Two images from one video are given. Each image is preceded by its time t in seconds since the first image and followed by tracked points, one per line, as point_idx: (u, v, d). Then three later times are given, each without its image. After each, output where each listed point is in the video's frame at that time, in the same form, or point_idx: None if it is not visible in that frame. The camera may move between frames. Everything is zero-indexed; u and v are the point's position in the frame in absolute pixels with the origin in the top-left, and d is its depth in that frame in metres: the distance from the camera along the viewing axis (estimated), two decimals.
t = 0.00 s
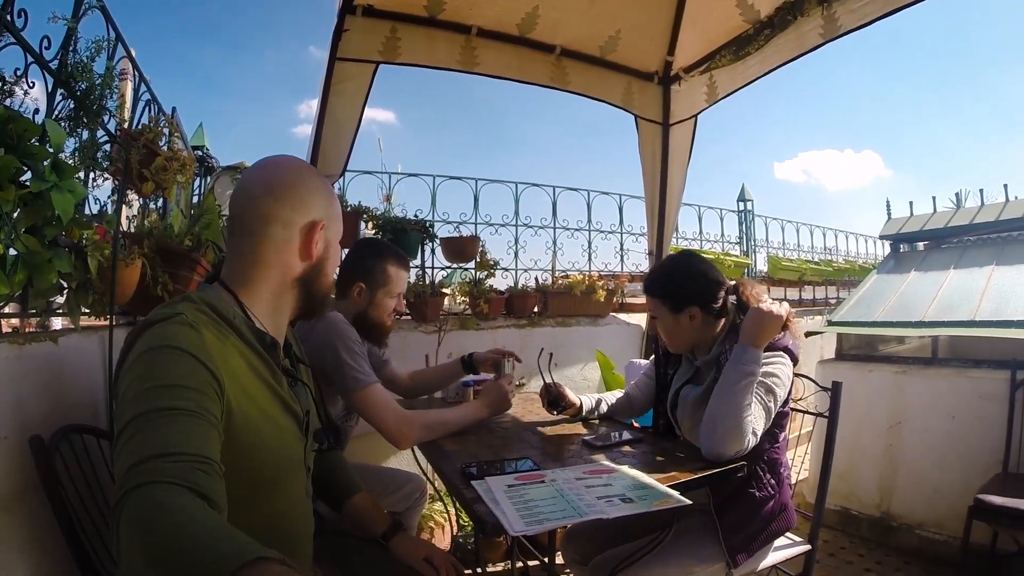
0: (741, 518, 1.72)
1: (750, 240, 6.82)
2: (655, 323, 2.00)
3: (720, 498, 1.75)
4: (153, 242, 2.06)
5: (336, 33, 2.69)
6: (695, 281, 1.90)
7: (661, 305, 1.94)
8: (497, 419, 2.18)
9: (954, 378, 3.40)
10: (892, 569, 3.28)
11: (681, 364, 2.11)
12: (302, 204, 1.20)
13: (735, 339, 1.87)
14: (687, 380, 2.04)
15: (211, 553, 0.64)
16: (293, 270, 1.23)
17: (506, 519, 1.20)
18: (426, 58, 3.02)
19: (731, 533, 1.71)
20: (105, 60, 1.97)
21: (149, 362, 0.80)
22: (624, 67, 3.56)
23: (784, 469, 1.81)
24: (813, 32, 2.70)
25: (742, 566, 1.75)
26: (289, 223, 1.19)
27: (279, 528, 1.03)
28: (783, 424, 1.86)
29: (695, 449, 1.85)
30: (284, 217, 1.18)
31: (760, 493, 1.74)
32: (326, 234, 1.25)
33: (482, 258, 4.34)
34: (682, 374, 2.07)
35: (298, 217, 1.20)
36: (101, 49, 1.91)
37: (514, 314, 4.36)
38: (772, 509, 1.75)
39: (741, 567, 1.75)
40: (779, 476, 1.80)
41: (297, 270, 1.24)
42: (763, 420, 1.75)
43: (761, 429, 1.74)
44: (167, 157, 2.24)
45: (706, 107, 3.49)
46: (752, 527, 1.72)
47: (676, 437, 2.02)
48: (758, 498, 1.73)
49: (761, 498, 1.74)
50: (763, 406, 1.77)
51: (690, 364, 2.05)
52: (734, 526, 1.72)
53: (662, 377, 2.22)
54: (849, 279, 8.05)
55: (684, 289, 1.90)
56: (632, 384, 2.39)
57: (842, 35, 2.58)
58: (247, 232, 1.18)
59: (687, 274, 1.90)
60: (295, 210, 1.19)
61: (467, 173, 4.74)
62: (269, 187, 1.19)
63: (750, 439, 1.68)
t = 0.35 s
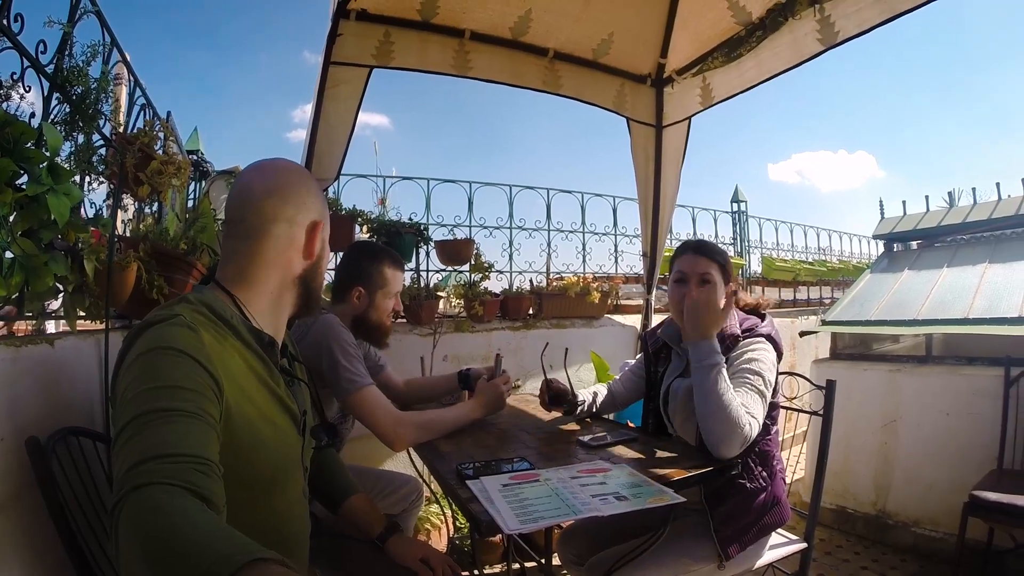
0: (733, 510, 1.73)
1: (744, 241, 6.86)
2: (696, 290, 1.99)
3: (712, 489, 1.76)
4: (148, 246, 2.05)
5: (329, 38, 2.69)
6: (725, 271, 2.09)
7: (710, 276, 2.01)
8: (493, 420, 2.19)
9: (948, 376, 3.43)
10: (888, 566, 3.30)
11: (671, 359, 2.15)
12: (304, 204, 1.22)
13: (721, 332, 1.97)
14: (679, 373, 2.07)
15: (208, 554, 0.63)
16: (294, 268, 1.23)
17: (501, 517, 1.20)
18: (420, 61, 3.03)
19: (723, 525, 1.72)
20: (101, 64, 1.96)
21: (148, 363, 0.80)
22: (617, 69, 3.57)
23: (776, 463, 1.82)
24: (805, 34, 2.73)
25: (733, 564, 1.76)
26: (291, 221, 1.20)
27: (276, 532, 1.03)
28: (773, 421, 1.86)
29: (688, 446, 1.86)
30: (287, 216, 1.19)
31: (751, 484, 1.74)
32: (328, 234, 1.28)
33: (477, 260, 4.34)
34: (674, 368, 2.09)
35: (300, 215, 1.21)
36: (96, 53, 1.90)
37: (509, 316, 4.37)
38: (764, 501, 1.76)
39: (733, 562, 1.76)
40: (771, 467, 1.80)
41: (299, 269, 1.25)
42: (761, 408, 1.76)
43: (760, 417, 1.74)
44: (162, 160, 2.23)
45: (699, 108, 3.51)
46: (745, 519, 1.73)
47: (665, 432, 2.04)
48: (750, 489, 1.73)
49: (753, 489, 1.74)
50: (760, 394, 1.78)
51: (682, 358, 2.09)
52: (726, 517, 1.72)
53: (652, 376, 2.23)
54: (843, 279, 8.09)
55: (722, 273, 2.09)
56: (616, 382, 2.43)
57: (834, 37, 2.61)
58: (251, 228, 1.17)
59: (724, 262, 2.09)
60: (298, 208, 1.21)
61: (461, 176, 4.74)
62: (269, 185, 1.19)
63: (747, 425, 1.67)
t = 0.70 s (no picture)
0: (730, 511, 1.72)
1: (743, 239, 6.86)
2: (659, 290, 2.12)
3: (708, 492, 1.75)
4: (146, 246, 2.05)
5: (327, 37, 2.68)
6: (703, 271, 2.13)
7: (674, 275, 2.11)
8: (492, 419, 2.18)
9: (948, 374, 3.43)
10: (889, 564, 3.30)
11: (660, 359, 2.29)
12: (268, 196, 1.17)
13: (706, 335, 1.93)
14: (668, 373, 2.19)
15: (209, 553, 0.63)
16: (268, 264, 1.20)
17: (502, 517, 1.20)
18: (418, 60, 3.02)
19: (721, 526, 1.72)
20: (98, 64, 1.95)
21: (146, 363, 0.80)
22: (615, 68, 3.57)
23: (771, 461, 1.81)
24: (805, 31, 2.72)
25: (733, 563, 1.76)
26: (255, 215, 1.17)
27: (276, 532, 1.03)
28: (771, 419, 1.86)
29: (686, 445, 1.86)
30: (261, 209, 1.17)
31: (747, 484, 1.72)
32: (296, 226, 1.20)
33: (476, 259, 4.33)
34: (663, 369, 2.24)
35: (265, 208, 1.17)
36: (93, 53, 1.89)
37: (508, 315, 4.37)
38: (761, 500, 1.75)
39: (733, 562, 1.76)
40: (767, 466, 1.79)
41: (273, 264, 1.21)
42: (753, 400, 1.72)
43: (753, 406, 1.69)
44: (160, 160, 2.21)
45: (697, 107, 3.51)
46: (743, 520, 1.73)
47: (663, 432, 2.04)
48: (746, 490, 1.72)
49: (748, 490, 1.72)
50: (748, 385, 1.75)
51: (671, 359, 2.23)
52: (724, 518, 1.72)
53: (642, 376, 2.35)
54: (842, 277, 8.10)
55: (699, 273, 2.14)
56: (612, 381, 2.44)
57: (832, 34, 2.60)
58: (223, 227, 1.20)
59: (702, 261, 2.12)
60: (264, 201, 1.17)
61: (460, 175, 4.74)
62: (245, 181, 1.20)
63: (726, 416, 1.67)
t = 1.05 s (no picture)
0: (720, 510, 1.74)
1: (732, 236, 6.91)
2: (641, 302, 2.08)
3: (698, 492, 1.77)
4: (138, 243, 2.02)
5: (319, 30, 2.65)
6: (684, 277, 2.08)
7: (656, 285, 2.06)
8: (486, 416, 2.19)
9: (934, 370, 3.49)
10: (877, 556, 3.36)
11: (645, 361, 2.27)
12: (254, 193, 1.17)
13: (692, 340, 1.93)
14: (654, 375, 2.19)
15: (207, 552, 0.63)
16: (254, 263, 1.19)
17: (502, 513, 1.20)
18: (410, 54, 3.00)
19: (711, 525, 1.74)
20: (90, 58, 1.93)
21: (144, 362, 0.79)
22: (608, 64, 3.57)
23: (760, 458, 1.82)
24: (797, 30, 2.74)
25: (726, 557, 1.79)
26: (239, 213, 1.16)
27: (276, 530, 1.02)
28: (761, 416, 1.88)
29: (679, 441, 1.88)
30: (246, 207, 1.16)
31: (736, 484, 1.74)
32: (279, 225, 1.17)
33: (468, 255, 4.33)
34: (648, 371, 2.23)
35: (250, 206, 1.16)
36: (86, 46, 1.87)
37: (500, 311, 4.37)
38: (750, 499, 1.77)
39: (724, 557, 1.79)
40: (756, 464, 1.80)
41: (260, 264, 1.20)
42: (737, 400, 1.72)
43: (736, 406, 1.70)
44: (152, 157, 2.21)
45: (689, 104, 3.52)
46: (733, 518, 1.75)
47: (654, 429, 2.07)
48: (735, 490, 1.74)
49: (738, 489, 1.74)
50: (730, 383, 1.77)
51: (656, 362, 2.22)
52: (715, 518, 1.74)
53: (627, 378, 2.34)
54: (830, 273, 8.18)
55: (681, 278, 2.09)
56: (601, 378, 2.45)
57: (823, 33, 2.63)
58: (213, 226, 1.21)
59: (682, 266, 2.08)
60: (249, 199, 1.16)
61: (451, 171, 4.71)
62: (234, 179, 1.19)
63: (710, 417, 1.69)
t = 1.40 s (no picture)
0: (717, 513, 1.75)
1: (726, 242, 6.95)
2: (635, 315, 2.07)
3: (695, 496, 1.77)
4: (137, 243, 2.01)
5: (319, 34, 2.66)
6: (678, 287, 2.06)
7: (647, 298, 2.05)
8: (483, 418, 2.19)
9: (927, 374, 3.52)
10: (870, 559, 3.37)
11: (641, 366, 2.28)
12: (252, 199, 1.17)
13: (688, 345, 1.94)
14: (651, 380, 2.20)
15: (206, 551, 0.63)
16: (251, 269, 1.20)
17: (504, 514, 1.21)
18: (408, 59, 3.01)
19: (708, 528, 1.75)
20: (94, 59, 1.93)
21: (144, 363, 0.79)
22: (605, 71, 3.59)
23: (756, 461, 1.83)
24: (790, 39, 2.77)
25: (723, 559, 1.80)
26: (238, 217, 1.17)
27: (276, 531, 1.02)
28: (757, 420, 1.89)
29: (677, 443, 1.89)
30: (245, 213, 1.17)
31: (733, 487, 1.75)
32: (274, 232, 1.17)
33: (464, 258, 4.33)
34: (644, 375, 2.24)
35: (248, 211, 1.17)
36: (90, 48, 1.87)
37: (495, 315, 4.37)
38: (747, 501, 1.78)
39: (721, 558, 1.80)
40: (753, 467, 1.82)
41: (255, 269, 1.20)
42: (732, 403, 1.73)
43: (732, 409, 1.71)
44: (154, 157, 2.21)
45: (685, 111, 3.55)
46: (729, 521, 1.75)
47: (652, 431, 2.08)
48: (732, 493, 1.75)
49: (734, 493, 1.75)
50: (726, 388, 1.78)
51: (651, 366, 2.22)
52: (711, 521, 1.75)
53: (624, 382, 2.35)
54: (823, 279, 8.24)
55: (675, 288, 2.06)
56: (597, 381, 2.46)
57: (817, 42, 2.67)
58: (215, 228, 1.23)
59: (675, 276, 2.06)
60: (249, 204, 1.17)
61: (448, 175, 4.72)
62: (238, 182, 1.20)
63: (706, 420, 1.70)
